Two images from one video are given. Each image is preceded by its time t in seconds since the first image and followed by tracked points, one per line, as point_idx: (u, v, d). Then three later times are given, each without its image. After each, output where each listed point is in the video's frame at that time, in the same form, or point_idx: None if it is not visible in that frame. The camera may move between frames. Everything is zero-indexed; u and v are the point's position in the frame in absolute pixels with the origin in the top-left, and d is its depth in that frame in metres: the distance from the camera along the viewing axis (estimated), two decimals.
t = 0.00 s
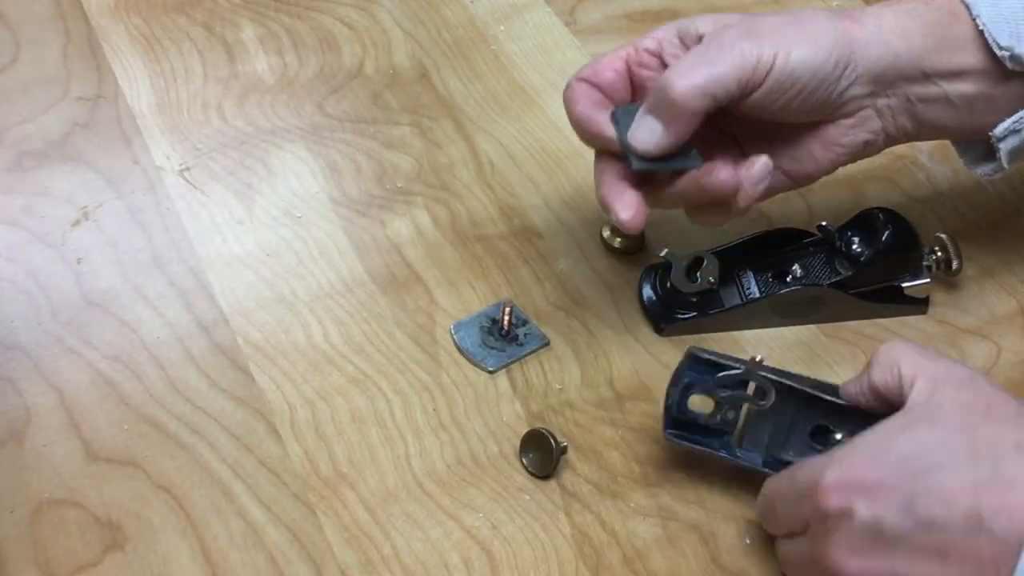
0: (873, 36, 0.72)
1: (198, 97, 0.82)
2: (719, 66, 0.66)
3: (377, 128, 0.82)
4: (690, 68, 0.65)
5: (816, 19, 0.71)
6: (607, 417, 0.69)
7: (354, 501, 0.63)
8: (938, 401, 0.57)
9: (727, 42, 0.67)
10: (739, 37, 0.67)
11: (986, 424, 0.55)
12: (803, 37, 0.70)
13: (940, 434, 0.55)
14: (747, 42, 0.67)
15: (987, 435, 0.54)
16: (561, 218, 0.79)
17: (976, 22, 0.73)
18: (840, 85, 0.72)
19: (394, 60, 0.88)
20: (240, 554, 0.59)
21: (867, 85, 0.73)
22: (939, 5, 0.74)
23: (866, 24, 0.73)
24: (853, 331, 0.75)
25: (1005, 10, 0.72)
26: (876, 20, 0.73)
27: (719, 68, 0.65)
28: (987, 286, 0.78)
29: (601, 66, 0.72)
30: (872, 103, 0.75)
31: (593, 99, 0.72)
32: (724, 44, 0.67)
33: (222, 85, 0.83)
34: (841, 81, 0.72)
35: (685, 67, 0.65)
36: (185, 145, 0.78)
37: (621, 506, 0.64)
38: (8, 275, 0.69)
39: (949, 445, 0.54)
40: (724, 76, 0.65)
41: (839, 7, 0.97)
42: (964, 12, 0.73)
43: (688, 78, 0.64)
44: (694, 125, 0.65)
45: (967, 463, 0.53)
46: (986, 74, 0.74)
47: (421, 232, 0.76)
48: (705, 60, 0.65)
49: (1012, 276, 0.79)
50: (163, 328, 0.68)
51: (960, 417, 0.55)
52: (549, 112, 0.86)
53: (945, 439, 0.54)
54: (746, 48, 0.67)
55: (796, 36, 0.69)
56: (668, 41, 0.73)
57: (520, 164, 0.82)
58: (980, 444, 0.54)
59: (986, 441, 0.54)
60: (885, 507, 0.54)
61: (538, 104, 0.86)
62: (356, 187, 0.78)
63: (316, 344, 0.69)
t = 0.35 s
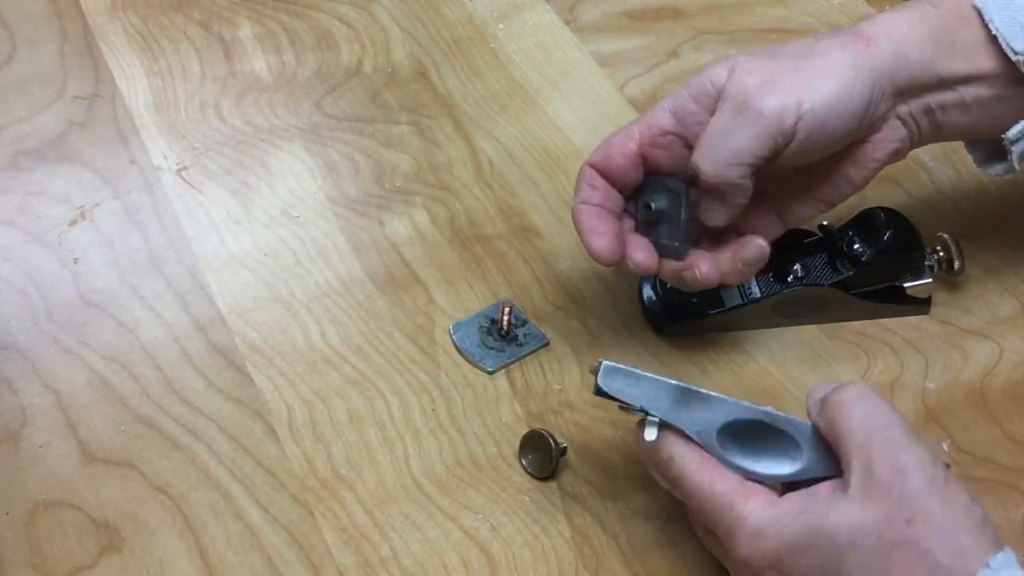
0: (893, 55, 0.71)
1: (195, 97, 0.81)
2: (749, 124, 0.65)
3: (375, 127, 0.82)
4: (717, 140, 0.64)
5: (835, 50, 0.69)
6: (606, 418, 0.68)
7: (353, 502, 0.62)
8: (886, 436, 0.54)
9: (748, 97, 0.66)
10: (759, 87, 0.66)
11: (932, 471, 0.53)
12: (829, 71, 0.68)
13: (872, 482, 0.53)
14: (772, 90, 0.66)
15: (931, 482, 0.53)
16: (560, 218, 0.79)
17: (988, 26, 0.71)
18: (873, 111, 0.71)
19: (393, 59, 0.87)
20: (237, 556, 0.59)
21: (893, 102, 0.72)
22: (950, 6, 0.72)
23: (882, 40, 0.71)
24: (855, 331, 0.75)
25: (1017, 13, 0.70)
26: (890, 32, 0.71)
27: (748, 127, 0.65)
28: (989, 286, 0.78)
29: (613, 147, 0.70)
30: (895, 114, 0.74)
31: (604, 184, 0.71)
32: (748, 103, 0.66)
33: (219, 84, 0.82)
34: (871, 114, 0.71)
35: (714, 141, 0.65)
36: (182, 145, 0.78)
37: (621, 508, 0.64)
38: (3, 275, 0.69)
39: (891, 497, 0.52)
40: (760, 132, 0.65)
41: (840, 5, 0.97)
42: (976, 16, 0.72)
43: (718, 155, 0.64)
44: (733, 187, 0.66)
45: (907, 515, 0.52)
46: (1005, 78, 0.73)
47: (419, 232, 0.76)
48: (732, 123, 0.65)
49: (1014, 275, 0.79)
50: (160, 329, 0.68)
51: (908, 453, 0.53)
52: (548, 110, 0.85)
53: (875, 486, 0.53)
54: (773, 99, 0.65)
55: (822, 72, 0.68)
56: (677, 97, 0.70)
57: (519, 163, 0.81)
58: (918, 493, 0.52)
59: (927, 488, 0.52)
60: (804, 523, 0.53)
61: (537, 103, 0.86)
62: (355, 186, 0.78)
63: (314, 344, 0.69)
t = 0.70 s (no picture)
0: (850, 108, 0.64)
1: (193, 95, 0.81)
2: (697, 189, 0.59)
3: (374, 126, 0.82)
4: (666, 213, 0.58)
5: (777, 102, 0.63)
6: (606, 419, 0.68)
7: (351, 503, 0.62)
8: (882, 496, 0.48)
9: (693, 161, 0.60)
10: (700, 149, 0.60)
11: (926, 524, 0.49)
12: (774, 125, 0.62)
13: (855, 539, 0.49)
14: (713, 151, 0.60)
15: (922, 537, 0.48)
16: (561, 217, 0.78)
17: (958, 78, 0.63)
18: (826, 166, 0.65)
19: (392, 58, 0.87)
20: (235, 558, 0.59)
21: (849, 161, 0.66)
22: (911, 54, 0.65)
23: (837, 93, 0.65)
24: (856, 332, 0.74)
25: (989, 63, 0.61)
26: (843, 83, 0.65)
27: (695, 192, 0.59)
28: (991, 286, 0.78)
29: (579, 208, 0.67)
30: (854, 174, 0.68)
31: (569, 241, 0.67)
32: (692, 168, 0.60)
33: (216, 83, 0.82)
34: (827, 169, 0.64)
35: (664, 213, 0.59)
36: (180, 144, 0.78)
37: (621, 509, 0.64)
38: None
39: (875, 558, 0.49)
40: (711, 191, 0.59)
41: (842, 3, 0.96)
42: (940, 62, 0.64)
43: (671, 231, 0.58)
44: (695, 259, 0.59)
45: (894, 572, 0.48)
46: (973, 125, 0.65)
47: (418, 232, 0.76)
48: (679, 190, 0.59)
49: (1017, 275, 0.78)
50: (157, 329, 0.68)
51: (897, 515, 0.48)
52: (548, 109, 0.85)
53: (857, 548, 0.49)
54: (717, 162, 0.59)
55: (767, 126, 0.62)
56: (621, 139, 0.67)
57: (519, 162, 0.81)
58: (904, 549, 0.48)
59: (915, 543, 0.48)
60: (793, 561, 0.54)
61: (537, 102, 0.85)
62: (353, 186, 0.78)
63: (312, 344, 0.69)
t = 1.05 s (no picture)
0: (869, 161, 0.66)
1: (190, 94, 0.80)
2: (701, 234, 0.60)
3: (372, 126, 0.81)
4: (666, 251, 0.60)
5: (798, 150, 0.66)
6: (606, 420, 0.67)
7: (350, 505, 0.61)
8: (869, 510, 0.48)
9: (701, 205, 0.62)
10: (710, 195, 0.62)
11: (917, 536, 0.48)
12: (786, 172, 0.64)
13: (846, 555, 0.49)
14: (722, 196, 0.62)
15: (912, 551, 0.47)
16: (560, 217, 0.78)
17: (1004, 135, 0.65)
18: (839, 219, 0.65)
19: (391, 57, 0.86)
20: (232, 560, 0.58)
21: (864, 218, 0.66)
22: (943, 113, 0.68)
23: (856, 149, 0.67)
24: (855, 332, 0.74)
25: None
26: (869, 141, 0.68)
27: (699, 236, 0.60)
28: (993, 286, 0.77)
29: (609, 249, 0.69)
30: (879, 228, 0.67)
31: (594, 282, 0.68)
32: (698, 212, 0.62)
33: (214, 82, 0.82)
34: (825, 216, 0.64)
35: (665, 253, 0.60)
36: (177, 143, 0.77)
37: (621, 511, 0.63)
38: None
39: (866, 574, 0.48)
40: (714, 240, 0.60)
41: (843, 2, 0.96)
42: (985, 127, 0.66)
43: (667, 267, 0.59)
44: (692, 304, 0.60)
45: None
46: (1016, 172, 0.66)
47: (417, 232, 0.75)
48: (683, 232, 0.61)
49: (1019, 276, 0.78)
50: (155, 329, 0.67)
51: (886, 528, 0.48)
52: (548, 108, 0.84)
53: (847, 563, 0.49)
54: (722, 206, 0.61)
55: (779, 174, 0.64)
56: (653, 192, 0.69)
57: (518, 162, 0.80)
58: (894, 563, 0.47)
59: (905, 555, 0.47)
60: None
61: (536, 100, 0.85)
62: (352, 185, 0.77)
63: (310, 345, 0.68)
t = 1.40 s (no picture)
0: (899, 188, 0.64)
1: (187, 92, 0.80)
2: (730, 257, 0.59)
3: (371, 125, 0.81)
4: (691, 266, 0.59)
5: (832, 175, 0.64)
6: (606, 421, 0.67)
7: (348, 506, 0.61)
8: (880, 504, 0.48)
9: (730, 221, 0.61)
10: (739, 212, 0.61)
11: (925, 527, 0.48)
12: (818, 191, 0.63)
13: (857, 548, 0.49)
14: (752, 217, 0.60)
15: (923, 542, 0.48)
16: (560, 216, 0.77)
17: None
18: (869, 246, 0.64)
19: (389, 55, 0.86)
20: (230, 561, 0.58)
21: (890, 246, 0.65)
22: (971, 136, 0.67)
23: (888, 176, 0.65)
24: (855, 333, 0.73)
25: None
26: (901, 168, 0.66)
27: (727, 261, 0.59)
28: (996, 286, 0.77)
29: (623, 240, 0.68)
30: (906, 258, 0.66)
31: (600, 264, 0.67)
32: (727, 229, 0.60)
33: (211, 81, 0.81)
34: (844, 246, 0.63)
35: (691, 268, 0.59)
36: (174, 142, 0.77)
37: (621, 512, 0.63)
38: None
39: (876, 566, 0.48)
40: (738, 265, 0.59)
41: None
42: (1015, 149, 0.66)
43: (690, 283, 0.58)
44: (707, 322, 0.59)
45: None
46: None
47: (415, 231, 0.75)
48: (712, 252, 0.59)
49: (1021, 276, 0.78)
50: (152, 329, 0.67)
51: (897, 523, 0.48)
52: (547, 107, 0.84)
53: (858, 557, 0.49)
54: (751, 226, 0.60)
55: (811, 200, 0.62)
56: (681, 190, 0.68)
57: (517, 161, 0.80)
58: (905, 557, 0.47)
59: (918, 547, 0.48)
60: None
61: (536, 99, 0.84)
62: (350, 184, 0.77)
63: (309, 345, 0.68)
